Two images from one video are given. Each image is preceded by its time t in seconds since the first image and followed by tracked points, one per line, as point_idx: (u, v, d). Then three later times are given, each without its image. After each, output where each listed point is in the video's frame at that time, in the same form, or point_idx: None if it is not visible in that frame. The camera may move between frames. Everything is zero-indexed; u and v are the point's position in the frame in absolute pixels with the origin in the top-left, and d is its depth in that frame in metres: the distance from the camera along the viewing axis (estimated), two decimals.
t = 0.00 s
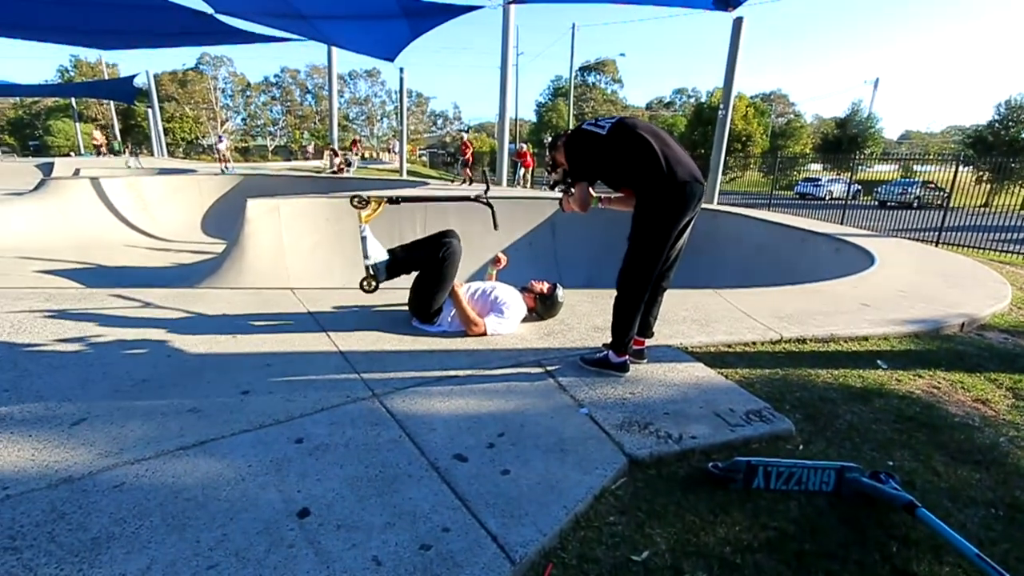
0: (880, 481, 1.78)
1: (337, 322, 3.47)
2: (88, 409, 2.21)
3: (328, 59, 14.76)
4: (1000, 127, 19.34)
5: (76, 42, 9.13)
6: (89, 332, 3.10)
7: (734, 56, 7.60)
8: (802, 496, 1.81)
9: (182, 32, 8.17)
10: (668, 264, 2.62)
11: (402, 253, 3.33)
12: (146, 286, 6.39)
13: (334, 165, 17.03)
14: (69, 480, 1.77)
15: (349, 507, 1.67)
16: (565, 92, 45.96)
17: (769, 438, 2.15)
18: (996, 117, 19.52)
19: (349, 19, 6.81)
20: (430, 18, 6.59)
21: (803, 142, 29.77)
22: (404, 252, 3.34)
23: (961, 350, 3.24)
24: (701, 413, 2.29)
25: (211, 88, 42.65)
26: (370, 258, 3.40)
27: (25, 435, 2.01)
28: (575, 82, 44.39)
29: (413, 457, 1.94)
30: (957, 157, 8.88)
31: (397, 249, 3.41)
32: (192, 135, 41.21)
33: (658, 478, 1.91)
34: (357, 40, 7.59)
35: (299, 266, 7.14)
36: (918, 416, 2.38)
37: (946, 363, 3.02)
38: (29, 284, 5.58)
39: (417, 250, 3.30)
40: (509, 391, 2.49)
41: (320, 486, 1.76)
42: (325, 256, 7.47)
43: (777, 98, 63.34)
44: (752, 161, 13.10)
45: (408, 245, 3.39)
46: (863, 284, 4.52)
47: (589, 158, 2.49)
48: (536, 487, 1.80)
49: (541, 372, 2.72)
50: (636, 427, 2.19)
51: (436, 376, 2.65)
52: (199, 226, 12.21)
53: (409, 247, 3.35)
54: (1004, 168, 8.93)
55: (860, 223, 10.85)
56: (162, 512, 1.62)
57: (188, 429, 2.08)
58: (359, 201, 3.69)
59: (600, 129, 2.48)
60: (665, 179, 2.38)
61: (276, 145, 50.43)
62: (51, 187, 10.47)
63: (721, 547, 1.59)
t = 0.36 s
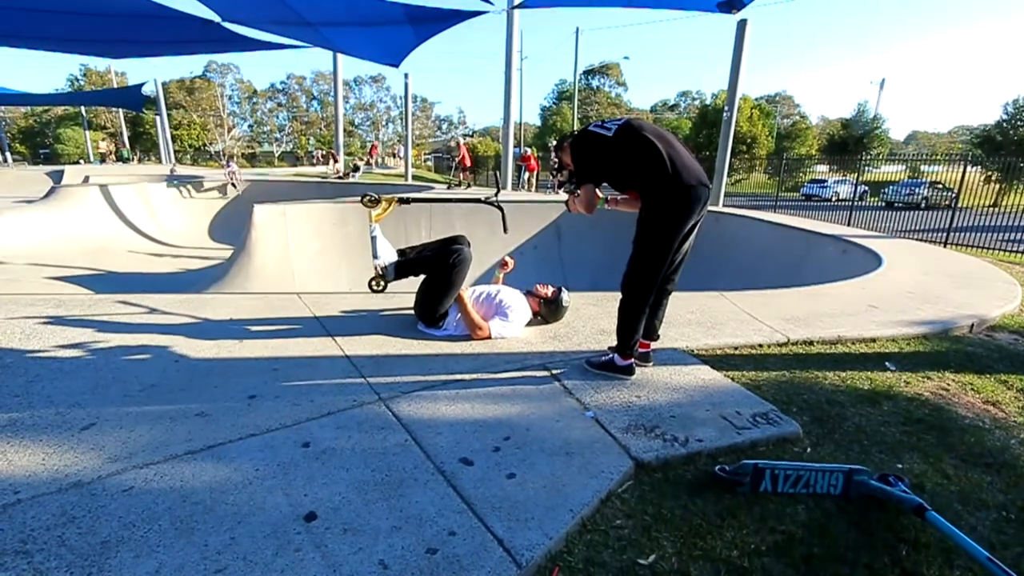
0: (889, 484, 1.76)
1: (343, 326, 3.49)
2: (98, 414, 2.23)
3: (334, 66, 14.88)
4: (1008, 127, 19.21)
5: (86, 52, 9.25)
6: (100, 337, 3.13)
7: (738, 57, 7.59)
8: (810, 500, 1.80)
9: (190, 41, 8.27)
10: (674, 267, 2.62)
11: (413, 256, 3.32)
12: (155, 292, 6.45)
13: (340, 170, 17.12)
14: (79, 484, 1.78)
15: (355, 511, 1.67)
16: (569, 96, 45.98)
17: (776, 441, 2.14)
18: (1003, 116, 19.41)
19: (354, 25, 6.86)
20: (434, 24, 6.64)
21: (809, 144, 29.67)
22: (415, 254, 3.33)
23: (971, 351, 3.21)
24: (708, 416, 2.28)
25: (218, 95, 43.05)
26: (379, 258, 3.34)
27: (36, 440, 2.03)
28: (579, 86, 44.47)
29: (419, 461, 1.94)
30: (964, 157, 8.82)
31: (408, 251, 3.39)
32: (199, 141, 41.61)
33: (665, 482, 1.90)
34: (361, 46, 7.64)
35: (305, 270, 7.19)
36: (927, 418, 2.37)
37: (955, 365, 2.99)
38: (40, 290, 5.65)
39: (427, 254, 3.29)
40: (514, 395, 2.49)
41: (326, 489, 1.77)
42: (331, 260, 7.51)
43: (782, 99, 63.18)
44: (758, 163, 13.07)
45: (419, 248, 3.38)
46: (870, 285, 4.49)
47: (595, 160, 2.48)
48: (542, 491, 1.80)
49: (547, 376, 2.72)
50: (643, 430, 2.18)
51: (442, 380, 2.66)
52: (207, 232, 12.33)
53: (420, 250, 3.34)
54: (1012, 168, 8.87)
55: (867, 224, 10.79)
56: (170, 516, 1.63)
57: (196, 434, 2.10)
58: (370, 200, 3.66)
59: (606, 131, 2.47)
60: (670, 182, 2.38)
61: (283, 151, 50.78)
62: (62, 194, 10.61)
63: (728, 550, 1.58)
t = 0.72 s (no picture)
0: (887, 490, 1.77)
1: (344, 332, 3.51)
2: (98, 419, 2.24)
3: (335, 74, 14.99)
4: (1004, 135, 19.35)
5: (90, 60, 9.32)
6: (102, 342, 3.15)
7: (737, 66, 7.65)
8: (808, 506, 1.81)
9: (193, 49, 8.34)
10: (672, 274, 2.64)
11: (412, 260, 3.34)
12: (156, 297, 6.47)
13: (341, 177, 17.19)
14: (80, 490, 1.79)
15: (355, 516, 1.68)
16: (569, 104, 46.24)
17: (775, 447, 2.15)
18: (998, 125, 19.57)
19: (356, 34, 6.92)
20: (435, 33, 6.70)
21: (807, 151, 29.83)
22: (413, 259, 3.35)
23: (968, 358, 3.23)
24: (707, 423, 2.29)
25: (220, 102, 43.29)
26: (378, 259, 3.33)
27: (38, 445, 2.04)
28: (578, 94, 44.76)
29: (419, 467, 1.95)
30: (960, 166, 8.88)
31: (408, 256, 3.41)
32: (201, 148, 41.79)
33: (664, 488, 1.91)
34: (363, 54, 7.71)
35: (306, 277, 7.21)
36: (924, 425, 2.37)
37: (952, 371, 3.01)
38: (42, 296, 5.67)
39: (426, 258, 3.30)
40: (513, 402, 2.50)
41: (326, 495, 1.78)
42: (332, 267, 7.54)
43: (780, 107, 63.55)
44: (756, 171, 13.14)
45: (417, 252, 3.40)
46: (868, 292, 4.51)
47: (596, 166, 2.49)
48: (541, 497, 1.81)
49: (546, 382, 2.73)
50: (641, 437, 2.19)
51: (442, 387, 2.67)
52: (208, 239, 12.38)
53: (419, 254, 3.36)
54: (1008, 176, 8.93)
55: (864, 232, 10.84)
56: (170, 521, 1.64)
57: (196, 440, 2.11)
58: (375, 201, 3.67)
59: (607, 136, 2.49)
60: (669, 191, 2.40)
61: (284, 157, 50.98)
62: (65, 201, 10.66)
63: (727, 557, 1.59)
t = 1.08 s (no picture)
0: (889, 502, 1.76)
1: (344, 341, 3.50)
2: (96, 430, 2.23)
3: (336, 84, 15.09)
4: (1003, 144, 19.42)
5: (93, 70, 9.39)
6: (100, 352, 3.14)
7: (735, 76, 7.71)
8: (810, 517, 1.79)
9: (196, 59, 8.40)
10: (672, 283, 2.64)
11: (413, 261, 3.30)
12: (156, 306, 6.47)
13: (341, 186, 17.24)
14: (76, 500, 1.78)
15: (354, 527, 1.67)
16: (569, 113, 46.47)
17: (776, 458, 2.14)
18: (997, 134, 19.65)
19: (357, 44, 6.98)
20: (436, 44, 6.75)
21: (806, 160, 29.94)
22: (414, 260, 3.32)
23: (970, 368, 3.22)
24: (707, 433, 2.28)
25: (222, 111, 43.51)
26: (378, 253, 3.25)
27: (34, 455, 2.04)
28: (578, 104, 45.02)
29: (418, 477, 1.94)
30: (959, 175, 8.91)
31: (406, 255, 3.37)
32: (203, 157, 41.95)
33: (664, 499, 1.90)
34: (364, 65, 7.76)
35: (306, 286, 7.20)
36: (927, 435, 2.36)
37: (954, 381, 3.00)
38: (41, 305, 5.67)
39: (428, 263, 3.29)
40: (512, 411, 2.50)
41: (325, 506, 1.77)
42: (332, 276, 7.54)
43: (780, 117, 63.91)
44: (756, 180, 13.18)
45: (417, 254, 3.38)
46: (869, 301, 4.51)
47: (597, 174, 2.50)
48: (541, 507, 1.80)
49: (546, 392, 2.72)
50: (642, 447, 2.18)
51: (442, 396, 2.66)
52: (209, 248, 12.40)
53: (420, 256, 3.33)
54: (1007, 186, 8.96)
55: (865, 241, 10.85)
56: (167, 533, 1.63)
57: (195, 450, 2.10)
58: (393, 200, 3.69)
59: (609, 145, 2.50)
60: (669, 201, 2.41)
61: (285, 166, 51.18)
62: (66, 210, 10.69)
63: (728, 569, 1.58)
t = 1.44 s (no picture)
0: (890, 502, 1.76)
1: (344, 340, 3.50)
2: (98, 427, 2.24)
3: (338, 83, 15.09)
4: (1005, 145, 19.37)
5: (94, 69, 9.40)
6: (102, 350, 3.15)
7: (737, 75, 7.69)
8: (811, 517, 1.79)
9: (197, 57, 8.39)
10: (673, 283, 2.64)
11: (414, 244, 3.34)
12: (157, 305, 6.48)
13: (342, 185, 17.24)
14: (78, 498, 1.78)
15: (354, 526, 1.67)
16: (570, 113, 46.42)
17: (777, 457, 2.14)
18: (1000, 135, 19.58)
19: (358, 43, 6.98)
20: (437, 43, 6.75)
21: (808, 160, 29.89)
22: (414, 244, 3.35)
23: (972, 368, 3.21)
24: (708, 433, 2.28)
25: (223, 110, 43.53)
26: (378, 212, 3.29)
27: (36, 453, 2.04)
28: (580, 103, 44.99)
29: (419, 476, 1.95)
30: (962, 175, 8.89)
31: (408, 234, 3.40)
32: (204, 156, 41.99)
33: (665, 498, 1.90)
34: (365, 63, 7.76)
35: (307, 285, 7.20)
36: (928, 435, 2.36)
37: (955, 382, 2.99)
38: (42, 303, 5.68)
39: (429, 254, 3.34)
40: (513, 410, 2.50)
41: (326, 504, 1.77)
42: (333, 275, 7.55)
43: (781, 116, 63.82)
44: (757, 179, 13.15)
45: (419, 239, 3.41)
46: (870, 302, 4.50)
47: (601, 170, 2.50)
48: (542, 506, 1.80)
49: (547, 391, 2.72)
50: (642, 446, 2.18)
51: (442, 395, 2.66)
52: (209, 246, 12.41)
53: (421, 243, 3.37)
54: (1010, 186, 8.94)
55: (866, 241, 10.84)
56: (168, 531, 1.63)
57: (196, 448, 2.10)
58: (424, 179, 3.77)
59: (614, 141, 2.48)
60: (672, 199, 2.40)
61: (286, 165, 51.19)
62: (67, 208, 10.70)
63: (729, 568, 1.58)
